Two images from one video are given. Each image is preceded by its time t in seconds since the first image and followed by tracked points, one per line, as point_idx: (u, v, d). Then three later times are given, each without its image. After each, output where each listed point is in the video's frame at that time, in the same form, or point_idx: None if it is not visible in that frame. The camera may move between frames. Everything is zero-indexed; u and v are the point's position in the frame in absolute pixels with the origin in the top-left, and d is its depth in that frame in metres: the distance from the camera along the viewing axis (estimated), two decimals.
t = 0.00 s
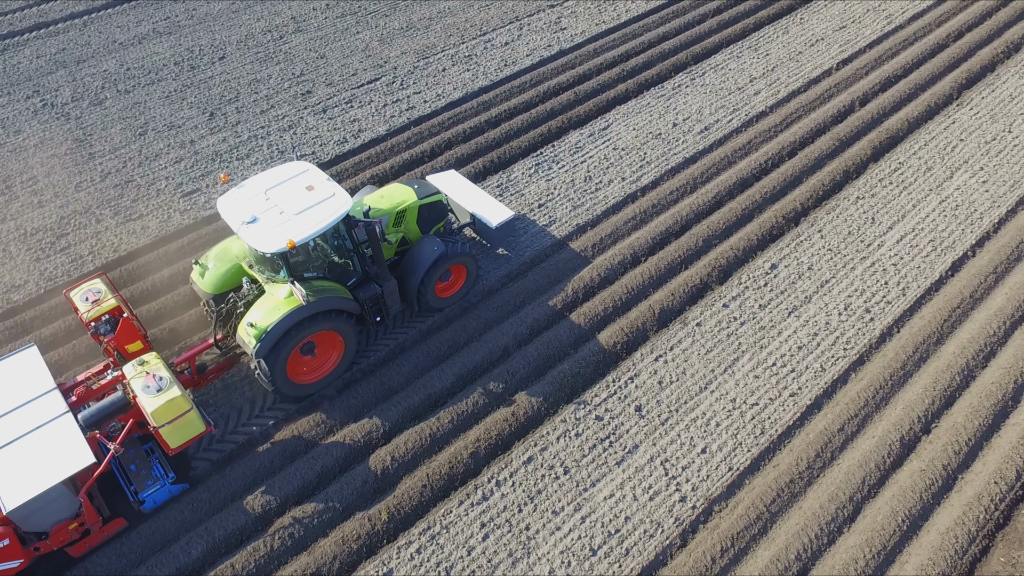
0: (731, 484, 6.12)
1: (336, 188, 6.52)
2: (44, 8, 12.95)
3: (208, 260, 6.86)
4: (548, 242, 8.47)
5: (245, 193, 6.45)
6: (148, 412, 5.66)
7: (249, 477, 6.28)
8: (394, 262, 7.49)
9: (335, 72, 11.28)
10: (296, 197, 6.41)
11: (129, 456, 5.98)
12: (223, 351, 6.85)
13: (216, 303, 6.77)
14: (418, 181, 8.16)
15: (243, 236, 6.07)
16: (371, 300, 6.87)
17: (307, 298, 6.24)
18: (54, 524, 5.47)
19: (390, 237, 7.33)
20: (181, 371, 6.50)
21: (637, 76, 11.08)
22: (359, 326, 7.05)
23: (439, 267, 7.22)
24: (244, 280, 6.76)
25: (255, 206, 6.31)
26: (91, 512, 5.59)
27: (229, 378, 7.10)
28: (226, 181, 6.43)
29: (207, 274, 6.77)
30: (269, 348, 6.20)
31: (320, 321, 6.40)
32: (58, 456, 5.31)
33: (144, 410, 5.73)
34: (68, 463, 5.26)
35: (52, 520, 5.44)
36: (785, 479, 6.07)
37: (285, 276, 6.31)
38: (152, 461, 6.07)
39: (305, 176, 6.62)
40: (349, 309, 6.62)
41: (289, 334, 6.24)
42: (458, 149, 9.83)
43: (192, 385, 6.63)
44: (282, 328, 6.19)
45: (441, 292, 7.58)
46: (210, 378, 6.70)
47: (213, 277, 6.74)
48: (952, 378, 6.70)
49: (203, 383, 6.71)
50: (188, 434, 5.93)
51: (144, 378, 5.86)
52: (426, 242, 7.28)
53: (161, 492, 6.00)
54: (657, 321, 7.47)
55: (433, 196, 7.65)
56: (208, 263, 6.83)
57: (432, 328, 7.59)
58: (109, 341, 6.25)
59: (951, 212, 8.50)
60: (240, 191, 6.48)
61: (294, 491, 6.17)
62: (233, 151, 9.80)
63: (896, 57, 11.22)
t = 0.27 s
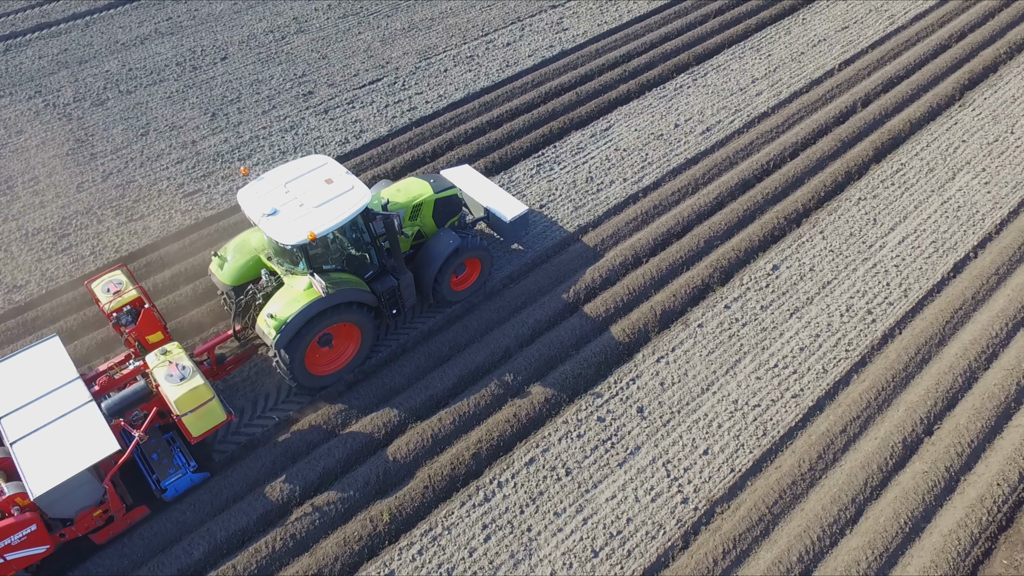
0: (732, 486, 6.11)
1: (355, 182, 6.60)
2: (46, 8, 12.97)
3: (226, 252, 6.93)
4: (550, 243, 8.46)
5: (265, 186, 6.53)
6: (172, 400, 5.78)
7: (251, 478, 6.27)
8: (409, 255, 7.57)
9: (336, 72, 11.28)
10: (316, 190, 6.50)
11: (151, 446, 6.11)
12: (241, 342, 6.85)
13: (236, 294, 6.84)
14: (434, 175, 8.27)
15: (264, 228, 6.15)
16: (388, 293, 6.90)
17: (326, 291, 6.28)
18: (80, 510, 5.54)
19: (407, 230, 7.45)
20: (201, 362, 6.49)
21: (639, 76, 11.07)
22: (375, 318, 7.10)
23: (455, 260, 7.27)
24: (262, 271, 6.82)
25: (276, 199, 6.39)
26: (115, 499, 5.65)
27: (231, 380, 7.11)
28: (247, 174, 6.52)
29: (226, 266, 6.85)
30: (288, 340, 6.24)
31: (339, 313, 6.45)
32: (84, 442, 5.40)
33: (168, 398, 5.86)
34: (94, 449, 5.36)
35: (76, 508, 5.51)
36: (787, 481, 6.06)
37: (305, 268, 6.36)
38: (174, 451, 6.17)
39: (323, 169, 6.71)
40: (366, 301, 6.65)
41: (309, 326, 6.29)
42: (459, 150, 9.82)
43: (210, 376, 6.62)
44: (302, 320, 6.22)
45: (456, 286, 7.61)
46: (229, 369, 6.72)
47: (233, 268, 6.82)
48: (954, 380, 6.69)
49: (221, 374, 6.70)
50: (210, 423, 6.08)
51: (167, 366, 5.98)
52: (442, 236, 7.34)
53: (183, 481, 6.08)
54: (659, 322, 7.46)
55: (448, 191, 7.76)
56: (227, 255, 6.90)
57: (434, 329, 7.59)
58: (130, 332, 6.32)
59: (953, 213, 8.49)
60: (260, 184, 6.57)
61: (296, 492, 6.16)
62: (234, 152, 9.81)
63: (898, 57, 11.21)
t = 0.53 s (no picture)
0: (733, 489, 6.11)
1: (375, 175, 6.72)
2: (49, 9, 12.99)
3: (248, 244, 7.02)
4: (552, 245, 8.47)
5: (286, 178, 6.63)
6: (197, 388, 5.90)
7: (252, 480, 6.28)
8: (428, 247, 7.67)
9: (339, 73, 11.29)
10: (337, 183, 6.61)
11: (175, 434, 6.26)
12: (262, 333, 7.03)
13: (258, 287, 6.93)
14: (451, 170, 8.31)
15: (288, 220, 6.24)
16: (407, 285, 7.02)
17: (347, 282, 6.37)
18: (106, 497, 5.60)
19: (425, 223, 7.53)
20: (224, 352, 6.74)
21: (641, 78, 11.07)
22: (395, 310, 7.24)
23: (472, 253, 7.38)
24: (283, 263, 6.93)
25: (298, 191, 6.49)
26: (141, 485, 5.72)
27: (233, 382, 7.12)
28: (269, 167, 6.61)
29: (248, 257, 6.94)
30: (309, 330, 6.33)
31: (358, 304, 6.55)
32: (110, 429, 5.46)
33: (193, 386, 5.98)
34: (121, 436, 5.42)
35: (105, 493, 5.56)
36: (788, 483, 6.06)
37: (326, 259, 6.47)
38: (197, 439, 6.31)
39: (344, 162, 6.82)
40: (385, 293, 6.74)
41: (329, 317, 6.38)
42: (461, 151, 9.83)
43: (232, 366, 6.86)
44: (323, 311, 6.31)
45: (473, 278, 7.72)
46: (250, 359, 6.92)
47: (254, 260, 6.91)
48: (956, 382, 6.68)
49: (242, 364, 6.92)
50: (234, 410, 6.21)
51: (192, 355, 6.10)
52: (459, 228, 7.43)
53: (206, 468, 6.20)
54: (661, 324, 7.47)
55: (465, 184, 7.79)
56: (249, 247, 6.99)
57: (435, 331, 7.60)
58: (154, 323, 6.51)
59: (955, 215, 8.48)
60: (282, 177, 6.67)
61: (298, 494, 6.18)
62: (237, 153, 9.83)
63: (901, 59, 11.20)
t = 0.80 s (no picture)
0: (734, 491, 6.11)
1: (394, 167, 6.81)
2: (51, 10, 13.02)
3: (268, 236, 7.10)
4: (553, 246, 8.47)
5: (307, 171, 6.76)
6: (222, 376, 5.97)
7: (253, 482, 6.29)
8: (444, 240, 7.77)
9: (340, 74, 11.30)
10: (357, 175, 6.71)
11: (198, 423, 6.36)
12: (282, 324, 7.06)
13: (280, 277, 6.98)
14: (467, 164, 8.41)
15: (309, 211, 6.35)
16: (424, 277, 7.10)
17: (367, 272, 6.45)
18: (133, 483, 5.65)
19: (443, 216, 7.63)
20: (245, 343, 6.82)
21: (642, 79, 11.07)
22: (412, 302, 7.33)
23: (488, 246, 7.47)
24: (304, 255, 6.99)
25: (319, 183, 6.61)
26: (165, 472, 5.78)
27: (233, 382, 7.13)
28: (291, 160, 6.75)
29: (268, 249, 7.01)
30: (330, 320, 6.42)
31: (378, 295, 6.66)
32: (136, 417, 5.53)
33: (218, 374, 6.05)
34: (147, 423, 5.49)
35: (131, 480, 5.61)
36: (789, 486, 6.06)
37: (347, 250, 6.54)
38: (219, 428, 6.40)
39: (364, 155, 6.93)
40: (403, 284, 6.82)
41: (349, 307, 6.48)
42: (462, 152, 9.83)
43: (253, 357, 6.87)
44: (343, 301, 6.40)
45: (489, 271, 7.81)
46: (270, 350, 6.91)
47: (274, 252, 6.98)
48: (957, 385, 6.68)
49: (262, 355, 6.92)
50: (256, 399, 6.27)
51: (217, 344, 6.19)
52: (476, 222, 7.52)
53: (228, 457, 6.30)
54: (662, 325, 7.47)
55: (482, 178, 7.88)
56: (269, 239, 7.07)
57: (436, 332, 7.60)
58: (177, 313, 6.60)
59: (957, 217, 8.48)
60: (303, 169, 6.79)
61: (299, 495, 6.19)
62: (238, 154, 9.84)
63: (902, 60, 11.19)
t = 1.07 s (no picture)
0: (734, 492, 6.11)
1: (410, 160, 6.84)
2: (51, 11, 13.02)
3: (284, 229, 7.13)
4: (554, 247, 8.48)
5: (323, 164, 6.78)
6: (243, 365, 6.01)
7: (253, 483, 6.30)
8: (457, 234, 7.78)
9: (341, 75, 11.31)
10: (372, 168, 6.74)
11: (217, 413, 6.45)
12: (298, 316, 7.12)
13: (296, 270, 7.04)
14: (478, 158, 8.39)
15: (326, 203, 6.39)
16: (439, 270, 7.15)
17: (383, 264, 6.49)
18: (154, 471, 5.75)
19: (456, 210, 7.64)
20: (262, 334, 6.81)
21: (643, 80, 11.07)
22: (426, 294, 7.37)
23: (501, 240, 7.51)
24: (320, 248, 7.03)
25: (335, 176, 6.63)
26: (187, 460, 5.89)
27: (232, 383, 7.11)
28: (307, 154, 6.78)
29: (285, 242, 7.06)
30: (346, 312, 6.47)
31: (393, 287, 6.71)
32: (161, 404, 5.60)
33: (238, 364, 6.09)
34: (170, 412, 5.56)
35: (153, 467, 5.72)
36: (789, 487, 6.06)
37: (363, 242, 6.58)
38: (238, 418, 6.49)
39: (379, 148, 6.96)
40: (418, 276, 6.88)
41: (365, 299, 6.53)
42: (462, 153, 9.84)
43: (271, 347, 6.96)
44: (359, 293, 6.45)
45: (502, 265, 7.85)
46: (287, 341, 7.00)
47: (291, 245, 7.03)
48: (957, 386, 6.68)
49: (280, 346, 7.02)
50: (275, 388, 6.33)
51: (237, 334, 6.21)
52: (489, 215, 7.54)
53: (247, 446, 6.38)
54: (663, 326, 7.48)
55: (495, 171, 7.87)
56: (286, 232, 7.11)
57: (437, 334, 7.60)
58: (196, 305, 6.58)
59: (957, 218, 8.47)
60: (319, 162, 6.81)
61: (299, 496, 6.19)
62: (239, 155, 9.85)
63: (903, 61, 11.19)
